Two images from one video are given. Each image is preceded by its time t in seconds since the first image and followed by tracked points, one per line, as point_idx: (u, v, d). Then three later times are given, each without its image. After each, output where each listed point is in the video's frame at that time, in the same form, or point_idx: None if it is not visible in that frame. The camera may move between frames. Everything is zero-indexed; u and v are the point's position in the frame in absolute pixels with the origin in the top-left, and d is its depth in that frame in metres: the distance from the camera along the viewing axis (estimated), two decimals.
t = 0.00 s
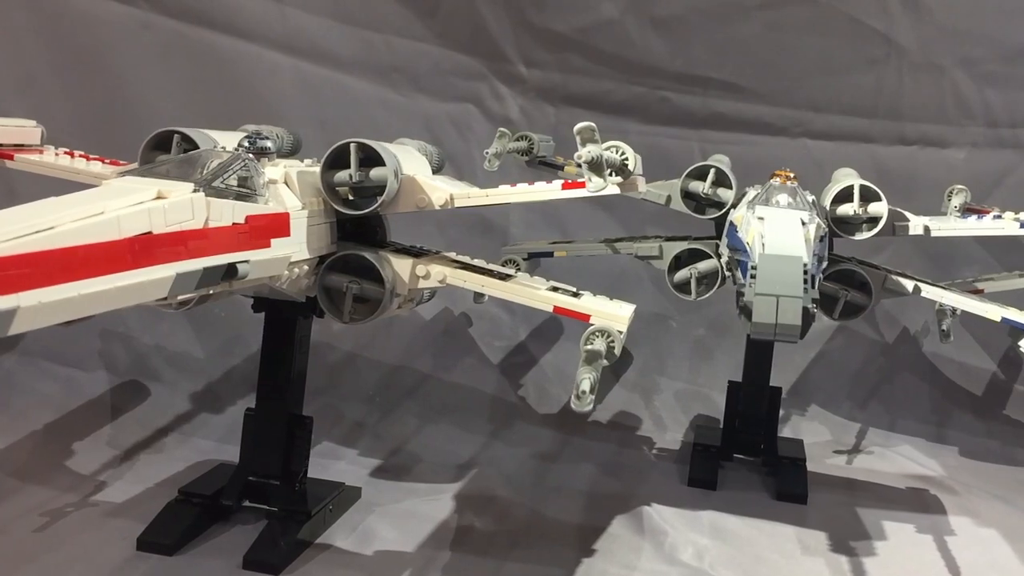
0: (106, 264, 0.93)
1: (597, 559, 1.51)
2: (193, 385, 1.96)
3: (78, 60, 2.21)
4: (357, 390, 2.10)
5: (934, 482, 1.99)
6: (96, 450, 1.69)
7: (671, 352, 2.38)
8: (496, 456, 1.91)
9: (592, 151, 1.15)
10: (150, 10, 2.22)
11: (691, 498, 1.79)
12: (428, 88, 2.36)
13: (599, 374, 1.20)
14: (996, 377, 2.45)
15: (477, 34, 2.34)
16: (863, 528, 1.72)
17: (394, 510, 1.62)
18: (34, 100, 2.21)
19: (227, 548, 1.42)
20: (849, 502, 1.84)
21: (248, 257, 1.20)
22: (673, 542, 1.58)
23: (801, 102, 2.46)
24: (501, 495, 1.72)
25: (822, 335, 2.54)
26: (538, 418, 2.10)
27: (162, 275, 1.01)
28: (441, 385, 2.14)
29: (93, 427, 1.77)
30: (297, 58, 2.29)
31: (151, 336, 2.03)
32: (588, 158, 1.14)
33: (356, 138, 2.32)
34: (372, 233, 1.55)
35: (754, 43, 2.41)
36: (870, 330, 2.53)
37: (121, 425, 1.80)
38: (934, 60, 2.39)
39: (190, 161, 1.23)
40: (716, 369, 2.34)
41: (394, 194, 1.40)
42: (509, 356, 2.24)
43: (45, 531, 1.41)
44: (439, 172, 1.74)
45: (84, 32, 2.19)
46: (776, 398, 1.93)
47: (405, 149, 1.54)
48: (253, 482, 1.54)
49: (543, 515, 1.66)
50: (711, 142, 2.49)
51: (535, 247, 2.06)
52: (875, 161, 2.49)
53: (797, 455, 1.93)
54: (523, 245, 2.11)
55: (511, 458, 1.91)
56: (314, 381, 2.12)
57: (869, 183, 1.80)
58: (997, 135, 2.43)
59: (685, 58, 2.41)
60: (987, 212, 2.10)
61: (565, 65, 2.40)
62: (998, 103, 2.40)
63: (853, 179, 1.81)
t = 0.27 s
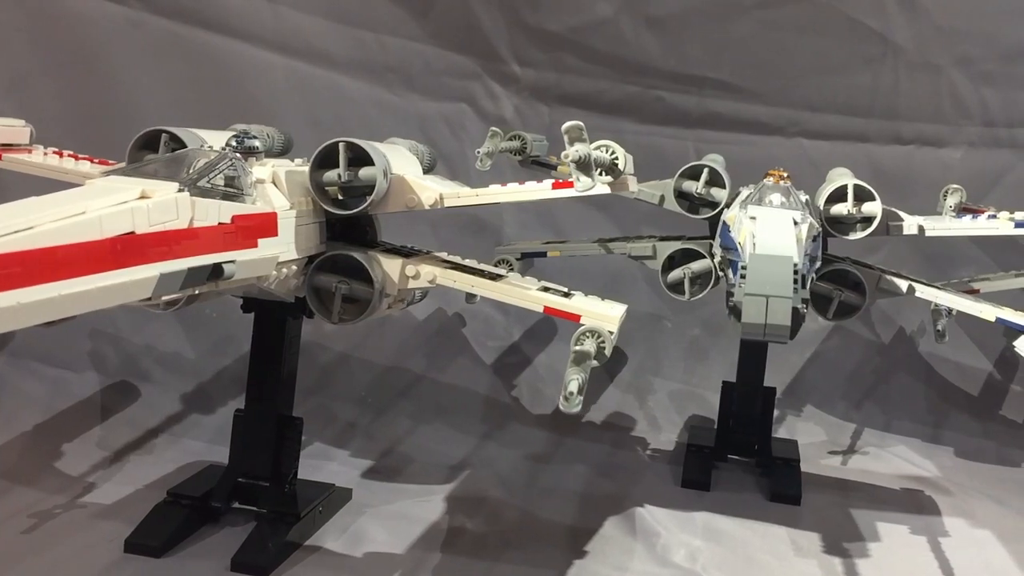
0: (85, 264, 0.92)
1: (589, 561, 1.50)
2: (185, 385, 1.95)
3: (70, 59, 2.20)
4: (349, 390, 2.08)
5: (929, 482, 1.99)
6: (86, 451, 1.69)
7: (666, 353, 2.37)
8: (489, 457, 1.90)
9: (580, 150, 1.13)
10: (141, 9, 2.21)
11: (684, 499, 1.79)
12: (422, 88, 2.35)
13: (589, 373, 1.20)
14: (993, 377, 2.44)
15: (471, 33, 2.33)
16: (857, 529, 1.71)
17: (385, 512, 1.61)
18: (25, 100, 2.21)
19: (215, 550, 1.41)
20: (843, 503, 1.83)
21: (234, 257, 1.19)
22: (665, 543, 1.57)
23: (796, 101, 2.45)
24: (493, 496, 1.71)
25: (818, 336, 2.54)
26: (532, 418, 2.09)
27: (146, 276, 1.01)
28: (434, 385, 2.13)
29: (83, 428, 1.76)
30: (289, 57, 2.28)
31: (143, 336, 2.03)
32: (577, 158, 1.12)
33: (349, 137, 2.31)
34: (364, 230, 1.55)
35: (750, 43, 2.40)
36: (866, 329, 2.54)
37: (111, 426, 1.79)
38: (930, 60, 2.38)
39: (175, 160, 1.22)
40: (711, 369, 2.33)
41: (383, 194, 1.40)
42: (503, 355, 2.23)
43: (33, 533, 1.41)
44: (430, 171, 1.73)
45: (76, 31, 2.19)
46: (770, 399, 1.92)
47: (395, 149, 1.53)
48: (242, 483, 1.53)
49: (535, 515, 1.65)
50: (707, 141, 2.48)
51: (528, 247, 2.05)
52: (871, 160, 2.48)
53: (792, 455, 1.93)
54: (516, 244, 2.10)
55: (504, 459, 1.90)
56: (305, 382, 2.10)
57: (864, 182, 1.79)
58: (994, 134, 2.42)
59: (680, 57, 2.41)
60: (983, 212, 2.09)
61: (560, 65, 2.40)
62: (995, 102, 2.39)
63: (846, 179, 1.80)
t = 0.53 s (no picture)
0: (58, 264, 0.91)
1: (574, 562, 1.49)
2: (170, 386, 1.94)
3: (55, 58, 2.19)
4: (337, 391, 2.07)
5: (918, 483, 1.98)
6: (69, 453, 1.67)
7: (656, 352, 2.36)
8: (477, 457, 1.89)
9: (561, 149, 1.13)
10: (127, 7, 2.20)
11: (672, 500, 1.78)
12: (410, 86, 2.34)
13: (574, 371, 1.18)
14: (983, 377, 2.44)
15: (459, 32, 2.32)
16: (845, 529, 1.70)
17: (370, 513, 1.60)
18: (9, 99, 2.19)
19: (197, 552, 1.40)
20: (832, 503, 1.83)
21: (213, 257, 1.18)
22: (652, 544, 1.57)
23: (786, 100, 2.44)
24: (480, 497, 1.70)
25: (808, 336, 2.54)
26: (520, 418, 2.08)
27: (121, 276, 0.99)
28: (422, 385, 2.12)
29: (67, 430, 1.75)
30: (277, 56, 2.27)
31: (128, 337, 2.01)
32: (557, 157, 1.11)
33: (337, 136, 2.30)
34: (349, 231, 1.53)
35: (739, 42, 2.40)
36: (857, 330, 2.53)
37: (95, 427, 1.77)
38: (921, 59, 2.38)
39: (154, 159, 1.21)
40: (701, 367, 2.33)
41: (366, 193, 1.38)
42: (492, 355, 2.22)
43: (13, 536, 1.39)
44: (416, 170, 1.72)
45: (60, 30, 2.17)
46: (759, 399, 1.92)
47: (380, 148, 1.52)
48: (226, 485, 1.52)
49: (522, 517, 1.64)
50: (697, 140, 2.48)
51: (516, 247, 2.04)
52: (861, 159, 2.47)
53: (780, 456, 1.92)
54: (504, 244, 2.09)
55: (492, 460, 1.89)
56: (292, 382, 2.08)
57: (852, 181, 1.78)
58: (984, 133, 2.42)
59: (670, 56, 2.40)
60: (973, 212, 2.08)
61: (549, 64, 2.39)
62: (985, 101, 2.39)
63: (835, 178, 1.79)
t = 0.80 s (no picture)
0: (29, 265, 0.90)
1: (559, 564, 1.48)
2: (154, 387, 1.92)
3: (38, 56, 2.17)
4: (324, 391, 2.06)
5: (907, 483, 1.97)
6: (50, 454, 1.66)
7: (644, 352, 2.36)
8: (464, 458, 1.88)
9: (542, 147, 1.11)
10: (111, 5, 2.18)
11: (660, 500, 1.77)
12: (398, 85, 2.33)
13: (557, 371, 1.18)
14: (973, 376, 2.44)
15: (447, 31, 2.31)
16: (833, 530, 1.69)
17: (354, 515, 1.58)
18: None
19: (178, 554, 1.39)
20: (819, 503, 1.82)
21: (191, 256, 1.16)
22: (638, 545, 1.56)
23: (775, 99, 2.44)
24: (466, 498, 1.69)
25: (798, 336, 2.54)
26: (508, 419, 2.07)
27: (95, 276, 0.98)
28: (409, 385, 2.11)
29: (49, 431, 1.73)
30: (263, 54, 2.25)
31: (112, 337, 2.00)
32: (539, 155, 1.10)
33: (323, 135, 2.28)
34: (332, 230, 1.52)
35: (728, 41, 2.39)
36: (847, 329, 2.53)
37: (78, 428, 1.76)
38: (910, 58, 2.38)
39: (131, 157, 1.19)
40: (690, 367, 2.32)
41: (349, 192, 1.37)
42: (479, 355, 2.21)
43: None
44: (401, 169, 1.71)
45: (43, 28, 2.16)
46: (747, 400, 1.91)
47: (363, 147, 1.51)
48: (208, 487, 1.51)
49: (508, 518, 1.63)
50: (686, 139, 2.47)
51: (503, 246, 2.03)
52: (850, 159, 2.47)
53: (768, 456, 1.91)
54: (491, 244, 2.08)
55: (479, 460, 1.88)
56: (278, 382, 2.07)
57: (839, 180, 1.77)
58: (974, 132, 2.42)
59: (659, 55, 2.40)
60: (962, 211, 2.08)
61: (537, 62, 2.38)
62: (975, 99, 2.39)
63: (823, 177, 1.78)
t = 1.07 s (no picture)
0: None
1: (542, 565, 1.47)
2: (136, 387, 1.91)
3: (18, 54, 2.15)
4: (308, 392, 2.04)
5: (894, 482, 1.97)
6: (28, 456, 1.64)
7: (632, 352, 2.35)
8: (449, 459, 1.87)
9: (520, 145, 1.10)
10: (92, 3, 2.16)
11: (645, 501, 1.76)
12: (384, 83, 2.31)
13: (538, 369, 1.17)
14: (962, 375, 2.44)
15: (433, 29, 2.30)
16: (818, 530, 1.69)
17: (336, 517, 1.57)
18: None
19: (157, 557, 1.37)
20: (806, 503, 1.81)
21: (166, 256, 1.15)
22: (621, 547, 1.55)
23: (763, 98, 2.43)
24: (450, 499, 1.68)
25: (786, 335, 2.53)
26: (494, 419, 2.06)
27: (66, 276, 0.97)
28: (395, 385, 2.10)
29: (27, 432, 1.72)
30: (247, 52, 2.24)
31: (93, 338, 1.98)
32: (517, 153, 1.09)
33: (308, 134, 2.27)
34: (314, 229, 1.51)
35: (715, 39, 2.39)
36: (835, 327, 2.53)
37: (57, 429, 1.74)
38: (897, 56, 2.37)
39: (105, 156, 1.18)
40: (678, 367, 2.32)
41: (329, 191, 1.36)
42: (466, 355, 2.20)
43: None
44: (383, 167, 1.70)
45: (23, 25, 2.13)
46: (733, 399, 1.91)
47: (345, 145, 1.50)
48: (187, 489, 1.49)
49: (492, 519, 1.62)
50: (673, 138, 2.47)
51: (489, 246, 2.02)
52: (838, 158, 2.47)
53: (754, 456, 1.91)
54: (477, 243, 2.07)
55: (464, 461, 1.87)
56: (262, 383, 2.05)
57: (825, 178, 1.77)
58: (962, 131, 2.41)
59: (646, 54, 2.39)
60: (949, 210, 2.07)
61: (524, 61, 2.37)
62: (963, 98, 2.39)
63: (809, 176, 1.77)
